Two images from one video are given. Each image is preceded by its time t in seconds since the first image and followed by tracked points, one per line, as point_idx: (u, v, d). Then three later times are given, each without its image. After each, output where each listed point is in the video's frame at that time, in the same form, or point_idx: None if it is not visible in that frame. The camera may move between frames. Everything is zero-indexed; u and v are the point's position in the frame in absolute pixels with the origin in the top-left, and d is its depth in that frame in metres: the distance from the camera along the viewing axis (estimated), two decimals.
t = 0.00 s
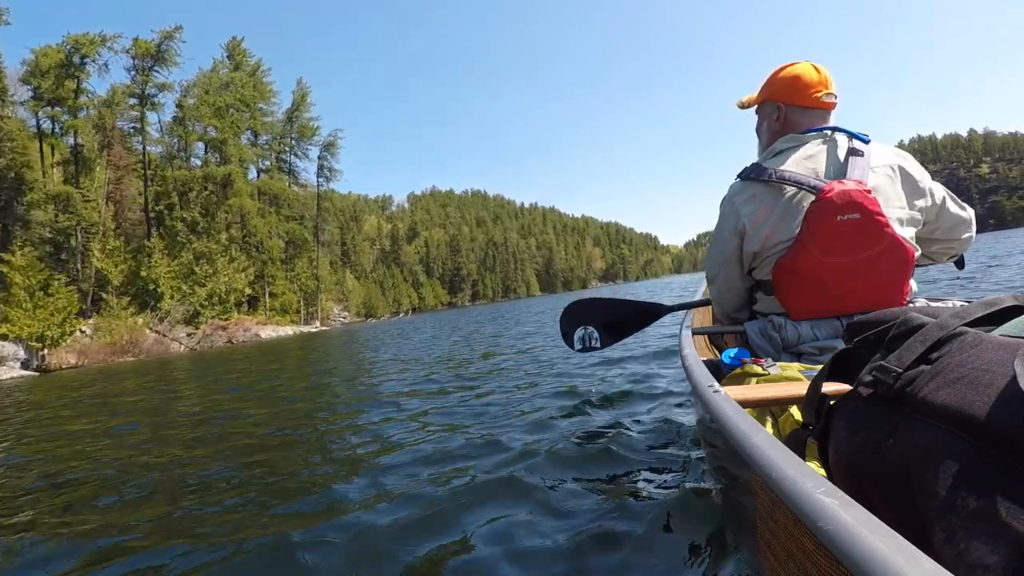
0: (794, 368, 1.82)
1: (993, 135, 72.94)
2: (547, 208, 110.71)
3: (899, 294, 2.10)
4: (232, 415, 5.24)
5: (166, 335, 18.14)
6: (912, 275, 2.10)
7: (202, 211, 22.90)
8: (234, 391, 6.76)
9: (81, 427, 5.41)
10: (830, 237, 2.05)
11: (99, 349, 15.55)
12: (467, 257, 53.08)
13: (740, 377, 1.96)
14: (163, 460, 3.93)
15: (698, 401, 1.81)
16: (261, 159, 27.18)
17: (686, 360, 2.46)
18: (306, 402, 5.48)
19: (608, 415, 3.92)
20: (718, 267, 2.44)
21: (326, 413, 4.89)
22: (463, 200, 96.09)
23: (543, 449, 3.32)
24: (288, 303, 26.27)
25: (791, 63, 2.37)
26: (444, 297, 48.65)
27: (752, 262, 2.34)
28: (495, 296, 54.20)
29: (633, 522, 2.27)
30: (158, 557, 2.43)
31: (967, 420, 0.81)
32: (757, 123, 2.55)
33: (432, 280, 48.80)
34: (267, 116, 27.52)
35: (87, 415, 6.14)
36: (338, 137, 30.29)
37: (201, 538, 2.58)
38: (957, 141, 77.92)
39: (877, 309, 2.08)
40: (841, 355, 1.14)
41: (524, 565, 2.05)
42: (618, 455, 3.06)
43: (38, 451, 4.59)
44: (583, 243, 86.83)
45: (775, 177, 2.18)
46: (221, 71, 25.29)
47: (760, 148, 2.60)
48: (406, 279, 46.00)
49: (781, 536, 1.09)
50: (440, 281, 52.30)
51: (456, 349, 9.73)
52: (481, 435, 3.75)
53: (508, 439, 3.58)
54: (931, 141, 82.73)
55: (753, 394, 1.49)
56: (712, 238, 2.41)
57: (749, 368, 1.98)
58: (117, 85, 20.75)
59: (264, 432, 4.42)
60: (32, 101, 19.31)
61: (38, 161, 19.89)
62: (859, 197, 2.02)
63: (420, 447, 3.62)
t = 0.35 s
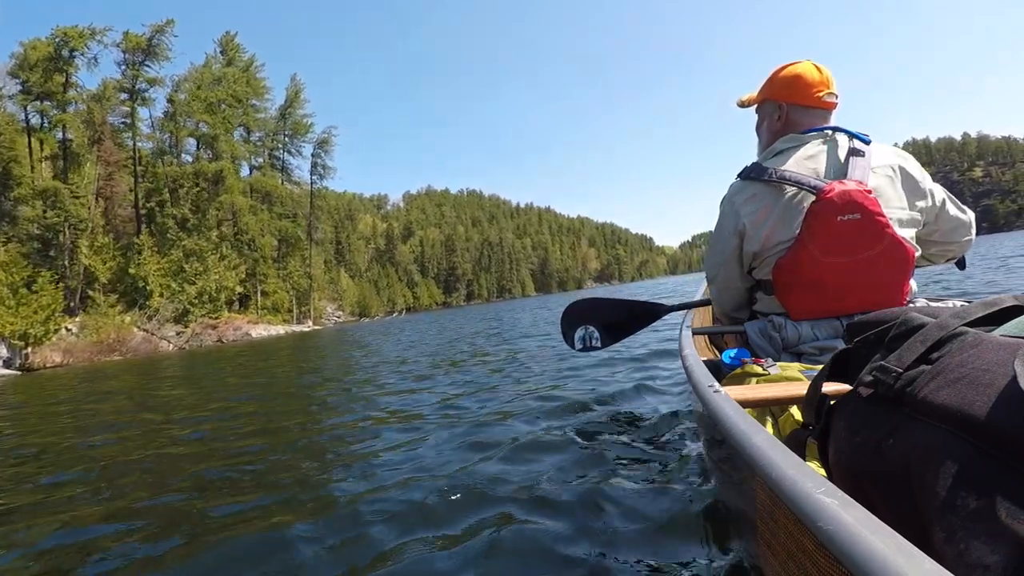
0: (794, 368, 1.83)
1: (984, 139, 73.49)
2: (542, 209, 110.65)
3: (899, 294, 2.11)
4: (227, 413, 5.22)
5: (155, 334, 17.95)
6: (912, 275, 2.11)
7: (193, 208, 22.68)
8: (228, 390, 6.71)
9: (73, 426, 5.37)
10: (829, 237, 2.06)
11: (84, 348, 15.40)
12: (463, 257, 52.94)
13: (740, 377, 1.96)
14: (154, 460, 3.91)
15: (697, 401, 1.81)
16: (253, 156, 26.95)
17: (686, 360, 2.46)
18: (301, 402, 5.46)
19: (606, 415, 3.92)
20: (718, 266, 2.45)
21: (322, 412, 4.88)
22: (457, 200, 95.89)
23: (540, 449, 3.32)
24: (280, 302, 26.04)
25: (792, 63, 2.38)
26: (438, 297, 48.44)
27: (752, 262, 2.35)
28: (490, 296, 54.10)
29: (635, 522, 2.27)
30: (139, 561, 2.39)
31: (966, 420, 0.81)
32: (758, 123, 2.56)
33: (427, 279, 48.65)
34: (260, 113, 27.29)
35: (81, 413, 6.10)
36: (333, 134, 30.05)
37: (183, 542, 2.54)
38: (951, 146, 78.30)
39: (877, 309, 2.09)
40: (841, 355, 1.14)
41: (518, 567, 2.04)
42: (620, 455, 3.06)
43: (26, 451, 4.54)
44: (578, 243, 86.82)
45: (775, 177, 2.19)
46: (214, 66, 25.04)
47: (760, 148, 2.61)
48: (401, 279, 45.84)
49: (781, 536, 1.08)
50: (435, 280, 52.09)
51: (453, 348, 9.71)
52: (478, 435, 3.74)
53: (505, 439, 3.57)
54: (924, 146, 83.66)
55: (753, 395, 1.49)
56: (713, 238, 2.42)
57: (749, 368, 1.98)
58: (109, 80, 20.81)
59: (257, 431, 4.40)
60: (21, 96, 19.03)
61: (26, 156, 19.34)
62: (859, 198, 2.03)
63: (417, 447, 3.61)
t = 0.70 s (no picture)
0: (794, 369, 1.84)
1: (975, 140, 73.98)
2: (536, 209, 110.58)
3: (899, 294, 2.12)
4: (222, 414, 5.20)
5: (144, 335, 17.79)
6: (912, 275, 2.12)
7: (183, 208, 22.45)
8: (224, 391, 6.69)
9: (66, 427, 5.33)
10: (830, 237, 2.07)
11: (71, 349, 15.22)
12: (458, 258, 52.80)
13: (740, 377, 1.97)
14: (147, 460, 3.89)
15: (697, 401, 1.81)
16: (245, 155, 26.75)
17: (686, 360, 2.46)
18: (297, 402, 5.45)
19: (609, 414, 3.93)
20: (719, 266, 2.45)
21: (319, 413, 4.85)
22: (451, 200, 95.68)
23: (539, 450, 3.31)
24: (273, 303, 25.85)
25: (792, 63, 2.40)
26: (432, 297, 48.28)
27: (752, 263, 2.36)
28: (486, 297, 54.01)
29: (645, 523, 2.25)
30: (128, 566, 2.35)
31: (966, 420, 0.81)
32: (757, 123, 2.57)
33: (422, 280, 48.49)
34: (253, 111, 27.07)
35: (76, 414, 6.06)
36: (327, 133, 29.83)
37: (172, 546, 2.50)
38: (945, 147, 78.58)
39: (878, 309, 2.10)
40: (840, 355, 1.14)
41: (516, 567, 2.03)
42: (624, 454, 3.06)
43: (19, 452, 4.50)
44: (572, 243, 86.82)
45: (775, 176, 2.19)
46: (206, 64, 24.79)
47: (760, 148, 2.62)
48: (396, 280, 45.69)
49: (781, 536, 1.08)
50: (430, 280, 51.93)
51: (450, 348, 9.69)
52: (475, 436, 3.73)
53: (503, 440, 3.57)
54: (917, 147, 84.21)
55: (754, 394, 1.49)
56: (713, 237, 2.42)
57: (749, 368, 1.99)
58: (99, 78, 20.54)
59: (253, 432, 4.39)
60: (9, 93, 18.72)
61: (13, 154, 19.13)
62: (859, 198, 2.04)
63: (414, 448, 3.60)
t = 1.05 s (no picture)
0: (795, 368, 1.84)
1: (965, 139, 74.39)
2: (529, 208, 110.51)
3: (898, 295, 2.14)
4: (220, 415, 5.21)
5: (132, 336, 17.59)
6: (912, 276, 2.14)
7: (173, 207, 22.18)
8: (218, 392, 6.66)
9: (56, 429, 5.29)
10: (831, 237, 2.08)
11: (56, 351, 14.97)
12: (453, 258, 52.61)
13: (740, 377, 1.96)
14: (138, 463, 3.86)
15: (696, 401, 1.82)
16: (237, 154, 26.47)
17: (686, 360, 2.45)
18: (291, 403, 5.46)
19: (609, 415, 3.94)
20: (719, 266, 2.46)
21: (314, 415, 4.83)
22: (445, 200, 95.43)
23: (535, 452, 3.30)
24: (264, 303, 25.63)
25: (791, 64, 2.41)
26: (426, 298, 48.15)
27: (753, 263, 2.35)
28: (481, 298, 53.84)
29: (654, 525, 2.26)
30: (120, 568, 2.33)
31: (966, 420, 0.81)
32: (757, 123, 2.57)
33: (416, 280, 48.28)
34: (245, 110, 26.78)
35: (68, 416, 6.01)
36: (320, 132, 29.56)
37: (165, 551, 2.45)
38: (942, 146, 78.39)
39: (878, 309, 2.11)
40: (840, 356, 1.14)
41: (515, 568, 2.03)
42: (622, 455, 3.07)
43: (11, 454, 4.47)
44: (566, 243, 86.80)
45: (776, 176, 2.19)
46: (197, 61, 24.49)
47: (758, 149, 2.63)
48: (390, 280, 45.48)
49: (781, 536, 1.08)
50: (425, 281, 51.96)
51: (447, 350, 9.66)
52: (471, 438, 3.72)
53: (500, 441, 3.55)
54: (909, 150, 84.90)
55: (753, 394, 1.49)
56: (714, 237, 2.42)
57: (749, 368, 1.99)
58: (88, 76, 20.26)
59: (246, 434, 4.38)
60: None
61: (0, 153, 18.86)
62: (860, 198, 2.06)
63: (410, 450, 3.57)
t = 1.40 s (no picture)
0: (795, 369, 1.85)
1: (957, 144, 74.88)
2: (525, 208, 110.49)
3: (897, 295, 2.15)
4: (216, 413, 5.19)
5: (120, 333, 17.38)
6: (912, 275, 2.16)
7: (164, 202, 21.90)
8: (215, 389, 6.62)
9: (50, 425, 5.25)
10: (831, 236, 2.09)
11: (41, 348, 14.71)
12: (449, 257, 52.45)
13: (741, 377, 1.96)
14: (130, 461, 3.82)
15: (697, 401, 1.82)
16: (230, 150, 26.23)
17: (687, 360, 2.45)
18: (286, 402, 5.43)
19: (607, 415, 3.94)
20: (719, 267, 2.47)
21: (310, 414, 4.79)
22: (440, 199, 95.26)
23: (532, 452, 3.29)
24: (256, 301, 25.43)
25: (788, 65, 2.43)
26: (422, 297, 47.96)
27: (753, 264, 2.36)
28: (476, 297, 53.74)
29: (654, 524, 2.26)
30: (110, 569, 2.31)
31: (967, 420, 0.81)
32: (754, 124, 2.58)
33: (411, 279, 48.11)
34: (239, 105, 26.55)
35: (64, 411, 5.97)
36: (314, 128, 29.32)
37: (153, 555, 2.41)
38: (936, 150, 78.85)
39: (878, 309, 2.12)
40: (841, 356, 1.15)
41: (511, 569, 2.03)
42: (619, 455, 3.07)
43: (7, 449, 4.46)
44: (562, 244, 86.89)
45: (775, 177, 2.20)
46: (190, 55, 24.24)
47: (756, 149, 2.63)
48: (384, 279, 45.31)
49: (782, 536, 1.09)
50: (420, 279, 51.82)
51: (444, 349, 9.63)
52: (467, 438, 3.70)
53: (496, 442, 3.54)
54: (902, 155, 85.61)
55: (753, 394, 1.49)
56: (715, 236, 2.44)
57: (750, 368, 1.99)
58: (80, 68, 19.96)
59: (240, 432, 4.35)
60: None
61: None
62: (859, 197, 2.07)
63: (406, 450, 3.56)
